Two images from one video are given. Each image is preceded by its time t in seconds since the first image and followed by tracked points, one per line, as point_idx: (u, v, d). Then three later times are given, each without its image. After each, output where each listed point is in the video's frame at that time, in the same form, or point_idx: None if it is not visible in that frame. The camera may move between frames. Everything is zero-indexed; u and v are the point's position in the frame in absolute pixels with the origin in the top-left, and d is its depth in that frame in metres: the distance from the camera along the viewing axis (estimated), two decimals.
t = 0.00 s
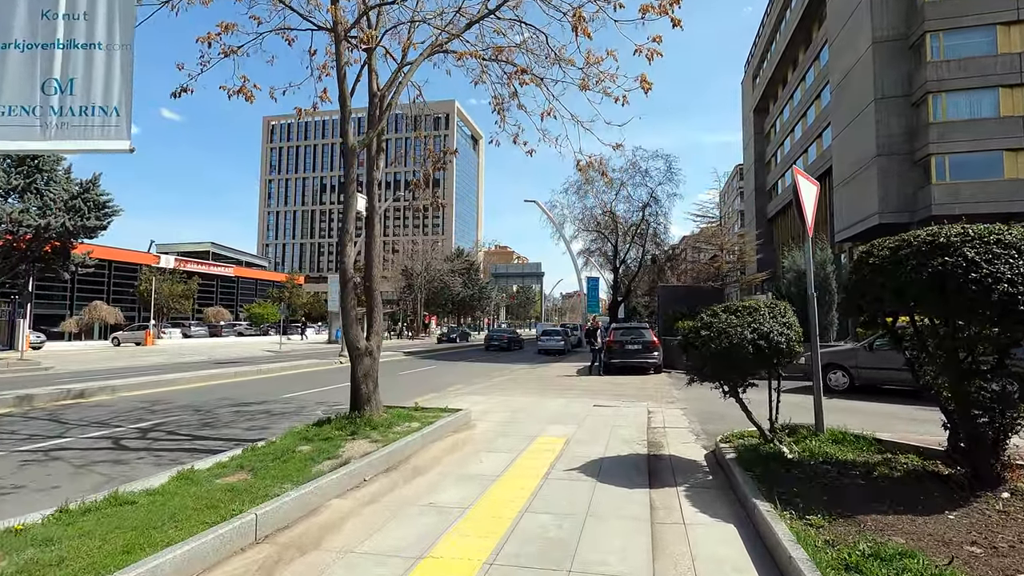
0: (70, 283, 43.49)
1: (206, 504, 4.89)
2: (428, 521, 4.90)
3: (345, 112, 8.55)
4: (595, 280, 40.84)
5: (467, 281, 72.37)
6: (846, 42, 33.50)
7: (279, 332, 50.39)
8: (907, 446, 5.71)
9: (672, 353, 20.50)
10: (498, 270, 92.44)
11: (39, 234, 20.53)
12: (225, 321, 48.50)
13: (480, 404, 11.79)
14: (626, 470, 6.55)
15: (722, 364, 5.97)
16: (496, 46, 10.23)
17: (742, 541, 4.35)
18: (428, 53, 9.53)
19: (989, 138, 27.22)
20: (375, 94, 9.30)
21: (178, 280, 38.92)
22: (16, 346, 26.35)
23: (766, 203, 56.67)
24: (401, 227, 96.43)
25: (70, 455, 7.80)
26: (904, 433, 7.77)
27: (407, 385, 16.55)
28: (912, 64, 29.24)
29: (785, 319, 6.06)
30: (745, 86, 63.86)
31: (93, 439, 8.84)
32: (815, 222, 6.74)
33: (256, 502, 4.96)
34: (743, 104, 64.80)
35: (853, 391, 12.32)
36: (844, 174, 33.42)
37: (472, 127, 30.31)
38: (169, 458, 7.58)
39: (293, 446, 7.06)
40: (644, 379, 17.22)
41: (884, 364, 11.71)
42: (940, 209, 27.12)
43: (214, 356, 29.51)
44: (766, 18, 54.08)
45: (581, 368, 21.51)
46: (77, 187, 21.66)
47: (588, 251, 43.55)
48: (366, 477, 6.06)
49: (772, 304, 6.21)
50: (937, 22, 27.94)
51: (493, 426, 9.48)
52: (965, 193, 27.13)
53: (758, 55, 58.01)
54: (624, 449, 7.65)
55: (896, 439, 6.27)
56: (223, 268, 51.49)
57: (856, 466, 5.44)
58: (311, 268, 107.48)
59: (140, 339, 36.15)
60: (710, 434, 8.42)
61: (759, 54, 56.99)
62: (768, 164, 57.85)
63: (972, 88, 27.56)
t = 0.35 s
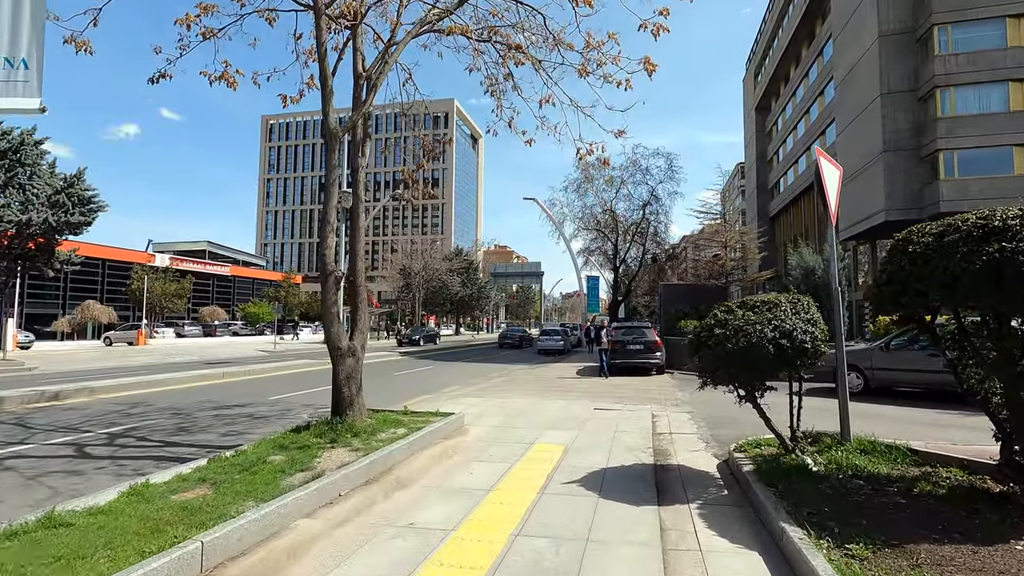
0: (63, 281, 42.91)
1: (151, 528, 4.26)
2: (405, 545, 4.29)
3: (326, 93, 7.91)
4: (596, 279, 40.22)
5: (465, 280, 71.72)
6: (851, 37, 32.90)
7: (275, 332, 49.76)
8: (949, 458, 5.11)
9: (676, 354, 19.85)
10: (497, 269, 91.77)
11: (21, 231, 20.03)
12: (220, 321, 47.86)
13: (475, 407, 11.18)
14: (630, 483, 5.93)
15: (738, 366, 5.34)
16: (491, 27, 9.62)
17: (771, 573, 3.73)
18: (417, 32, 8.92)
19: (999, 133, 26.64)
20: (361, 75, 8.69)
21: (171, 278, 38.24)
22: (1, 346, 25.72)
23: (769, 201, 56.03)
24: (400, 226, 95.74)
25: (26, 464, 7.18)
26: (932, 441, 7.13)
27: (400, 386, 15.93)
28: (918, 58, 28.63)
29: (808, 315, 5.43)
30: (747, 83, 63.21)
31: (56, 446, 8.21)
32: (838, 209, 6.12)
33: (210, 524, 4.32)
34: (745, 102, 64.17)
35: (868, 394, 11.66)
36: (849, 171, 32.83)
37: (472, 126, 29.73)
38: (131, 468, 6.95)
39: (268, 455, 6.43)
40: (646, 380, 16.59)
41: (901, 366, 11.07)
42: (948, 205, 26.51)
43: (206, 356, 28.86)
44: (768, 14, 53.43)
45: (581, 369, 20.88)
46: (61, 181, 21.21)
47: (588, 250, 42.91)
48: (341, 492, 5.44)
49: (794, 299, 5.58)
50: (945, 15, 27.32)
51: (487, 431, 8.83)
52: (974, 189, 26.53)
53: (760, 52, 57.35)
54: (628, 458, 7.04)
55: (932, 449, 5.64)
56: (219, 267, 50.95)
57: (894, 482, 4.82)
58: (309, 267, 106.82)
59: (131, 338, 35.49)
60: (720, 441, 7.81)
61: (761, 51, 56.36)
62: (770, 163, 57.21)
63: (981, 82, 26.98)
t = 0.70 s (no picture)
0: (55, 279, 42.31)
1: (66, 565, 3.60)
2: None
3: (301, 73, 7.23)
4: (596, 278, 39.57)
5: (464, 280, 71.05)
6: (855, 32, 32.25)
7: (270, 331, 49.17)
8: (1001, 479, 4.46)
9: (678, 355, 19.20)
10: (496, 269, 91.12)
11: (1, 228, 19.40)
12: (215, 321, 47.21)
13: (466, 413, 10.51)
14: (634, 503, 5.25)
15: (759, 371, 4.68)
16: (483, 6, 8.96)
17: None
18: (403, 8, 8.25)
19: (1009, 128, 25.99)
20: (340, 55, 8.02)
21: (163, 278, 37.59)
22: None
23: (771, 199, 55.39)
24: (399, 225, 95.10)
25: None
26: (966, 454, 6.48)
27: (391, 389, 15.29)
28: (926, 52, 27.97)
29: (837, 313, 4.78)
30: (748, 82, 62.56)
31: (8, 456, 7.56)
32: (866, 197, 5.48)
33: (142, 559, 3.67)
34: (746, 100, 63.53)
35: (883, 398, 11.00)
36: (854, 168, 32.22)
37: (471, 124, 29.07)
38: (81, 483, 6.31)
39: (230, 469, 5.77)
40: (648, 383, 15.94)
41: (919, 368, 10.41)
42: (957, 202, 25.85)
43: (197, 357, 28.23)
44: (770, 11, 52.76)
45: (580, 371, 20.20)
46: (43, 176, 20.63)
47: (587, 249, 42.27)
48: (304, 515, 4.78)
49: (819, 296, 4.93)
50: (953, 8, 26.66)
51: (477, 440, 8.19)
52: (983, 186, 25.87)
53: (762, 50, 56.67)
54: (630, 472, 6.37)
55: (978, 467, 4.96)
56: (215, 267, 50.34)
57: (942, 508, 4.16)
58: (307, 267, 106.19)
59: (122, 338, 34.85)
60: (731, 452, 7.14)
61: (763, 48, 55.71)
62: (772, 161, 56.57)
63: (990, 76, 26.36)
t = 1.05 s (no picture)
0: (47, 279, 41.64)
1: None
2: None
3: (268, 49, 6.59)
4: (595, 278, 38.96)
5: (462, 280, 70.40)
6: (860, 26, 31.63)
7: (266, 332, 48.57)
8: None
9: (680, 357, 18.56)
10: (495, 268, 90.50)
11: None
12: (209, 321, 46.57)
13: (457, 420, 9.86)
14: (637, 532, 4.60)
15: (784, 384, 4.01)
16: None
17: None
18: None
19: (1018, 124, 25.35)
20: (315, 32, 7.35)
21: (155, 277, 36.98)
22: None
23: (773, 198, 54.76)
24: (397, 225, 94.48)
25: None
26: (1005, 471, 5.82)
27: (380, 393, 14.66)
28: (933, 46, 27.34)
29: (873, 315, 4.12)
30: (749, 79, 61.96)
31: None
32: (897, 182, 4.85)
33: None
34: (747, 99, 62.92)
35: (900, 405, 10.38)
36: (859, 166, 31.58)
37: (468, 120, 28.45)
38: (20, 504, 5.65)
39: (180, 491, 5.12)
40: (650, 386, 15.29)
41: (941, 373, 9.79)
42: (965, 200, 25.21)
43: (188, 357, 27.62)
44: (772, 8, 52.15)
45: (579, 373, 19.57)
46: (22, 173, 20.73)
47: (587, 249, 41.64)
48: (251, 550, 4.12)
49: (848, 295, 4.27)
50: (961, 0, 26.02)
51: (465, 451, 7.53)
52: (992, 183, 25.20)
53: (764, 47, 56.05)
54: (632, 491, 5.71)
55: None
56: (211, 266, 49.84)
57: (1004, 550, 3.49)
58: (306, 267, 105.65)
59: (114, 339, 34.24)
60: (742, 467, 6.48)
61: (766, 45, 55.07)
62: (773, 160, 55.92)
63: (998, 71, 25.73)
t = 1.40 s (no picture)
0: (40, 278, 41.09)
1: None
2: None
3: (235, 17, 5.95)
4: (595, 278, 38.30)
5: (461, 279, 69.70)
6: (866, 19, 31.01)
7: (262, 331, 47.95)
8: None
9: (684, 358, 17.87)
10: (494, 267, 89.82)
11: None
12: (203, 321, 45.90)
13: (449, 426, 9.22)
14: (648, 562, 3.93)
15: (829, 393, 3.34)
16: None
17: None
18: None
19: None
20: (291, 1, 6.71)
21: (147, 275, 36.28)
22: None
23: (775, 196, 54.13)
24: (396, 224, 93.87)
25: None
26: None
27: (370, 395, 13.99)
28: (942, 38, 26.70)
29: (931, 311, 3.46)
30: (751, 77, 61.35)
31: None
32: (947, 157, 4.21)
33: None
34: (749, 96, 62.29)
35: (921, 409, 9.75)
36: (865, 163, 30.97)
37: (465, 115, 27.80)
38: None
39: (121, 512, 4.46)
40: (653, 389, 14.64)
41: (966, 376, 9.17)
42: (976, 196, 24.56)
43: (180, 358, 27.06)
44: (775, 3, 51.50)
45: (579, 374, 18.92)
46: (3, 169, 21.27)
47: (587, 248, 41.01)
48: None
49: (896, 285, 3.63)
50: None
51: (455, 460, 6.88)
52: (1005, 179, 24.43)
53: (766, 43, 55.42)
54: (640, 510, 5.04)
55: None
56: (206, 266, 49.22)
57: None
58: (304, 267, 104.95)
59: (104, 339, 33.64)
60: (762, 481, 5.82)
61: (768, 41, 54.44)
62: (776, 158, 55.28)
63: (1010, 64, 24.97)
